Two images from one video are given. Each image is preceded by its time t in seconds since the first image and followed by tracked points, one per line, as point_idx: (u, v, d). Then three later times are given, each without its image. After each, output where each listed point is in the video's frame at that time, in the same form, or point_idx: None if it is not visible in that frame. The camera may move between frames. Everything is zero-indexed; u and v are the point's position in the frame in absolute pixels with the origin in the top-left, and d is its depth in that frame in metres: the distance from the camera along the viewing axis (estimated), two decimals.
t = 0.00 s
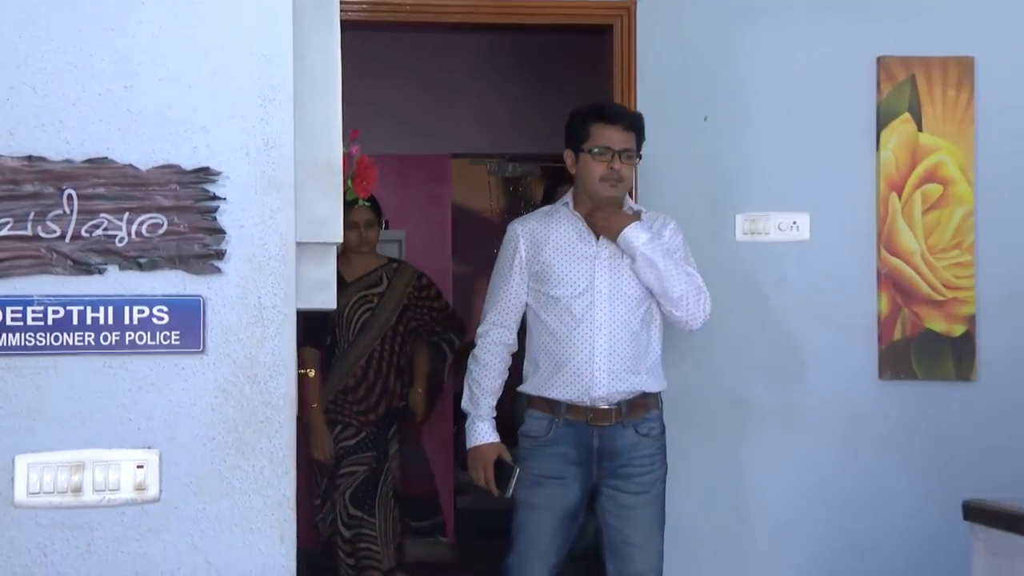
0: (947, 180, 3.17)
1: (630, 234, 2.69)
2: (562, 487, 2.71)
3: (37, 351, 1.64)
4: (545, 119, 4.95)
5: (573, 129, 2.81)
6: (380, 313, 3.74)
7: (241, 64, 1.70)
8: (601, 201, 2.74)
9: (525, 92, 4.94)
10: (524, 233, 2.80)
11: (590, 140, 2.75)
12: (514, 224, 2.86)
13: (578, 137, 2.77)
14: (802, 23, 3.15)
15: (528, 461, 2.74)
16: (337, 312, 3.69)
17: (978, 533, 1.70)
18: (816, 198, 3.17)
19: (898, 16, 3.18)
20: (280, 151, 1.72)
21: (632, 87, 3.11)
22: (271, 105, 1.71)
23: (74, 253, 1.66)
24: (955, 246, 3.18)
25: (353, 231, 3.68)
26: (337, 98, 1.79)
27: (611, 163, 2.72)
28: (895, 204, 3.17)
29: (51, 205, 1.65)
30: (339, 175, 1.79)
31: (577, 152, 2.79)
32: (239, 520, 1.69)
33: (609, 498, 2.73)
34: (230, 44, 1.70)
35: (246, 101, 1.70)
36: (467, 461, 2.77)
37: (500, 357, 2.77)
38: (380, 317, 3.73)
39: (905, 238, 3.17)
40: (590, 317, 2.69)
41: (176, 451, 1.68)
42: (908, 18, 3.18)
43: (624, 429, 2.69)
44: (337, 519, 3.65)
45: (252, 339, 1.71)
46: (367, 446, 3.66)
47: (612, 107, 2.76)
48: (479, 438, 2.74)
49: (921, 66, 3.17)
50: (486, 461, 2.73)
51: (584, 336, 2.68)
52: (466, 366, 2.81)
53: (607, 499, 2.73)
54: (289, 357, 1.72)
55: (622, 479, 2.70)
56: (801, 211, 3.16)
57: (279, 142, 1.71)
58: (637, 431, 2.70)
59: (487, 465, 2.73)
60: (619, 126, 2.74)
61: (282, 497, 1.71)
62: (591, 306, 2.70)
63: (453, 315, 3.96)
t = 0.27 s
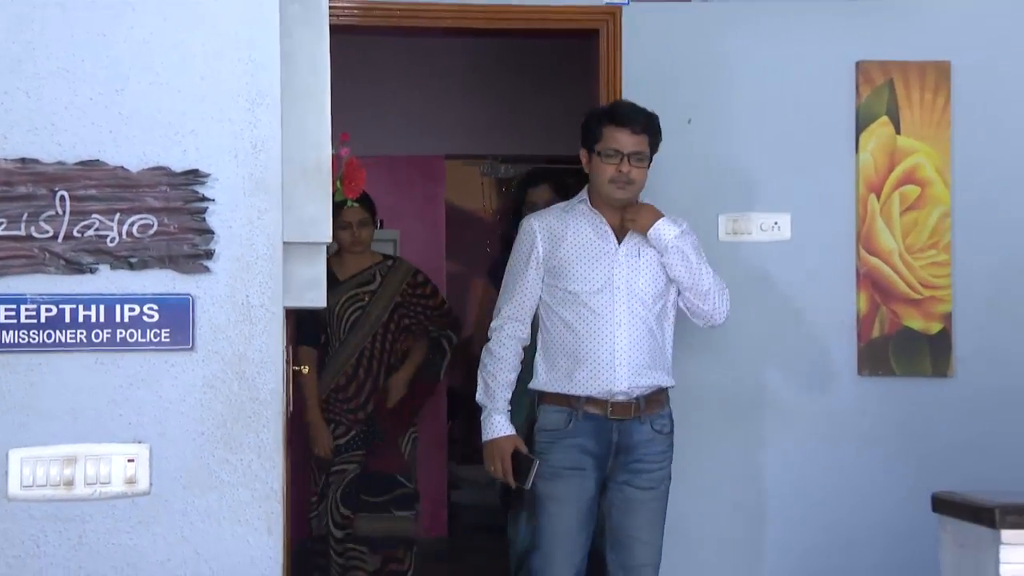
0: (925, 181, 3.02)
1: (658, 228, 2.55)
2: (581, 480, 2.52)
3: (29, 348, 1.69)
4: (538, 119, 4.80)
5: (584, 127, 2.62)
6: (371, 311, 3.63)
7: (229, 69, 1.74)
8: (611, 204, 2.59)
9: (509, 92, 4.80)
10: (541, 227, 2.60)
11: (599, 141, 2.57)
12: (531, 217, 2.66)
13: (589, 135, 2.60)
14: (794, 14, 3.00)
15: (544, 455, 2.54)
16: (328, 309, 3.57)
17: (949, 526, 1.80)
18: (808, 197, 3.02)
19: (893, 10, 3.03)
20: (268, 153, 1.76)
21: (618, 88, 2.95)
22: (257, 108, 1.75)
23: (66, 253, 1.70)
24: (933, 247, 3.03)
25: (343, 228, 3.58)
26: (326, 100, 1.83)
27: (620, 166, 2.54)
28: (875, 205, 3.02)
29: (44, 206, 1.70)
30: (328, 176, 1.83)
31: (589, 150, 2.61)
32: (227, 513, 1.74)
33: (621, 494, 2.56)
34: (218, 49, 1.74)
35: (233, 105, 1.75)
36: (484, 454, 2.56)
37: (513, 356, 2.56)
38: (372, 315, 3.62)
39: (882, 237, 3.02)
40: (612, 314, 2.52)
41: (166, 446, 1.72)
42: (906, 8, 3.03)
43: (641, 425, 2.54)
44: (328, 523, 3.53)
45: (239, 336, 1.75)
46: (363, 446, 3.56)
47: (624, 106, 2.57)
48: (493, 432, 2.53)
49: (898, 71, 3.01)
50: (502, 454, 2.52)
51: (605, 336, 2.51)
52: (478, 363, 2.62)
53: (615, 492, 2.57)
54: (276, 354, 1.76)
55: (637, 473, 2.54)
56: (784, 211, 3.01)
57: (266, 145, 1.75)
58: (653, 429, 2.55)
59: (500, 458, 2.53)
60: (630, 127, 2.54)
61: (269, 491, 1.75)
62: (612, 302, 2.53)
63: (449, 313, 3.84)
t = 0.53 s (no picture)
0: (899, 179, 3.05)
1: (657, 219, 2.59)
2: (588, 466, 2.51)
3: (16, 341, 1.72)
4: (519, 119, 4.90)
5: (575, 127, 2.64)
6: (360, 303, 3.40)
7: (212, 67, 1.78)
8: (602, 202, 2.61)
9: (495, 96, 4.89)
10: (538, 222, 2.58)
11: (589, 141, 2.59)
12: (525, 213, 2.64)
13: (579, 135, 2.61)
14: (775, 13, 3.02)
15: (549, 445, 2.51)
16: (315, 302, 3.39)
17: (916, 510, 1.88)
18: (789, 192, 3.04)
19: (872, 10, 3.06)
20: (250, 150, 1.79)
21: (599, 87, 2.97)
22: (240, 106, 1.79)
23: (52, 248, 1.74)
24: (907, 242, 3.06)
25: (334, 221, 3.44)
26: (309, 98, 1.87)
27: (611, 166, 2.57)
28: (849, 201, 3.05)
29: (30, 201, 1.73)
30: (312, 173, 1.87)
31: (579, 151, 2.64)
32: (211, 502, 1.77)
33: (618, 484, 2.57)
34: (202, 48, 1.77)
35: (216, 102, 1.78)
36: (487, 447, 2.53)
37: (513, 350, 2.54)
38: (359, 307, 3.39)
39: (856, 232, 3.05)
40: (614, 308, 2.53)
41: (151, 437, 1.76)
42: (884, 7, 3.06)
43: (639, 417, 2.56)
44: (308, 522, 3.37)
45: (223, 329, 1.79)
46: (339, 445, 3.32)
47: (612, 105, 2.59)
48: (497, 427, 2.52)
49: (873, 71, 3.04)
50: (507, 450, 2.51)
51: (610, 329, 2.52)
52: (476, 358, 2.59)
53: (609, 485, 2.58)
54: (259, 347, 1.80)
55: (632, 465, 2.56)
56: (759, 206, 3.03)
57: (250, 142, 1.79)
58: (649, 420, 2.58)
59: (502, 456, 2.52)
60: (619, 127, 2.56)
61: (252, 480, 1.79)
62: (614, 296, 2.54)
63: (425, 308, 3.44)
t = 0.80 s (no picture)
0: (883, 174, 3.06)
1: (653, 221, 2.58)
2: (594, 464, 2.46)
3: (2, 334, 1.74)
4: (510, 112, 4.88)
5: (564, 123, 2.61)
6: (349, 296, 3.37)
7: (197, 63, 1.79)
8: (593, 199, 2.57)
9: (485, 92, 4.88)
10: (534, 220, 2.52)
11: (579, 138, 2.55)
12: (518, 211, 2.57)
13: (568, 133, 2.57)
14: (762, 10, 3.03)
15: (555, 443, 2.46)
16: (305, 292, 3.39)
17: (892, 502, 1.93)
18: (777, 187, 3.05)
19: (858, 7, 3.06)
20: (235, 146, 1.80)
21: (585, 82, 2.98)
22: (225, 101, 1.80)
23: (37, 242, 1.75)
24: (890, 237, 3.07)
25: (329, 210, 3.42)
26: (297, 94, 1.88)
27: (603, 163, 2.53)
28: (834, 195, 3.05)
29: (16, 196, 1.74)
30: (298, 168, 1.88)
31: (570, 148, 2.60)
32: (196, 495, 1.78)
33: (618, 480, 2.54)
34: (187, 44, 1.79)
35: (201, 97, 1.79)
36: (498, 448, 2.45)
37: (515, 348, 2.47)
38: (348, 300, 3.36)
39: (841, 228, 3.06)
40: (615, 303, 2.50)
41: (136, 430, 1.77)
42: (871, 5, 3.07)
43: (640, 413, 2.53)
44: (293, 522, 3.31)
45: (208, 323, 1.80)
46: (323, 442, 3.29)
47: (601, 101, 2.56)
48: (506, 427, 2.44)
49: (858, 67, 3.05)
50: (519, 450, 2.43)
51: (611, 323, 2.49)
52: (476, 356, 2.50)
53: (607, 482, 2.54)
54: (243, 341, 1.81)
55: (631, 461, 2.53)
56: (743, 201, 3.04)
57: (236, 137, 1.80)
58: (648, 416, 2.55)
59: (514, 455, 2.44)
60: (610, 124, 2.53)
61: (237, 474, 1.80)
62: (614, 292, 2.50)
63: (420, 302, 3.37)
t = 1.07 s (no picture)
0: (861, 167, 3.08)
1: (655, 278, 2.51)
2: (592, 460, 2.41)
3: None
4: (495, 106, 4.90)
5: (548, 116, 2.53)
6: (342, 290, 3.30)
7: (184, 58, 1.81)
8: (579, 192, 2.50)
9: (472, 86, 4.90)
10: (526, 215, 2.43)
11: (563, 131, 2.48)
12: (507, 208, 2.47)
13: (551, 125, 2.50)
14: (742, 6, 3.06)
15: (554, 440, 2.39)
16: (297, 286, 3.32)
17: (869, 490, 1.98)
18: (759, 180, 3.08)
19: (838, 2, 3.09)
20: (222, 139, 1.83)
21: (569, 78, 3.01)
22: (212, 95, 1.82)
23: (26, 234, 1.77)
24: (868, 229, 3.09)
25: (320, 204, 3.34)
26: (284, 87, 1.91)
27: (588, 155, 2.46)
28: (813, 189, 3.08)
29: (4, 188, 1.76)
30: (285, 161, 1.91)
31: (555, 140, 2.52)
32: (184, 482, 1.81)
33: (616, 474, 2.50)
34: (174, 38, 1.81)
35: (189, 91, 1.82)
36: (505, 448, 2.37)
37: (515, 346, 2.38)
38: (342, 294, 3.29)
39: (820, 220, 3.08)
40: (612, 296, 2.43)
41: (124, 418, 1.80)
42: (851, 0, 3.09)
43: (636, 406, 2.49)
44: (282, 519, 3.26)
45: (195, 314, 1.83)
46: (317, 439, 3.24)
47: (584, 92, 2.48)
48: (512, 428, 2.35)
49: (837, 62, 3.08)
50: (528, 449, 2.35)
51: (611, 317, 2.42)
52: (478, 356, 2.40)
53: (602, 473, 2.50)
54: (230, 332, 1.84)
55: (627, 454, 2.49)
56: (725, 195, 3.06)
57: (222, 131, 1.83)
58: (642, 408, 2.51)
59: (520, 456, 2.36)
60: (594, 115, 2.45)
61: (224, 462, 1.83)
62: (610, 284, 2.44)
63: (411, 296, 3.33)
